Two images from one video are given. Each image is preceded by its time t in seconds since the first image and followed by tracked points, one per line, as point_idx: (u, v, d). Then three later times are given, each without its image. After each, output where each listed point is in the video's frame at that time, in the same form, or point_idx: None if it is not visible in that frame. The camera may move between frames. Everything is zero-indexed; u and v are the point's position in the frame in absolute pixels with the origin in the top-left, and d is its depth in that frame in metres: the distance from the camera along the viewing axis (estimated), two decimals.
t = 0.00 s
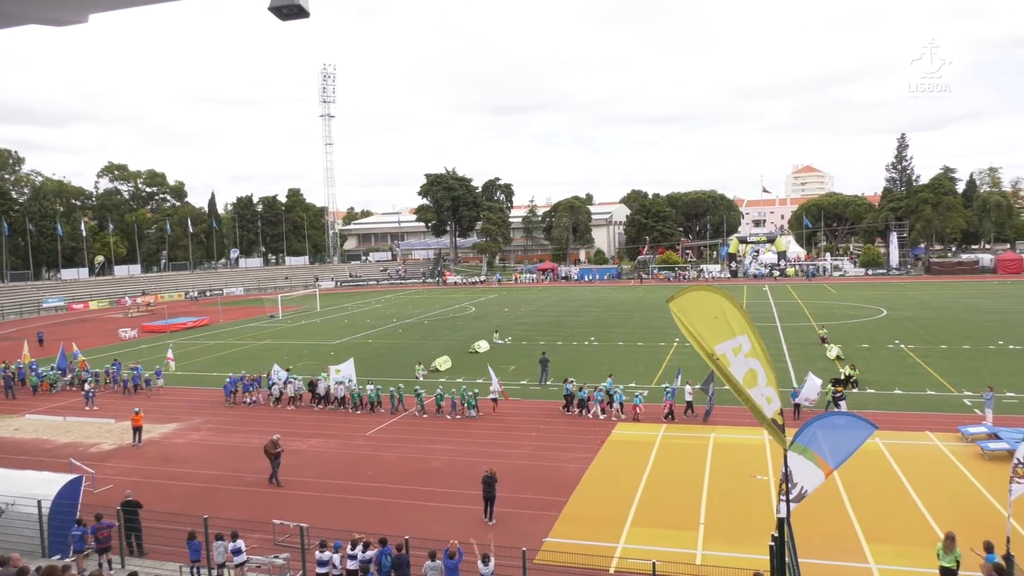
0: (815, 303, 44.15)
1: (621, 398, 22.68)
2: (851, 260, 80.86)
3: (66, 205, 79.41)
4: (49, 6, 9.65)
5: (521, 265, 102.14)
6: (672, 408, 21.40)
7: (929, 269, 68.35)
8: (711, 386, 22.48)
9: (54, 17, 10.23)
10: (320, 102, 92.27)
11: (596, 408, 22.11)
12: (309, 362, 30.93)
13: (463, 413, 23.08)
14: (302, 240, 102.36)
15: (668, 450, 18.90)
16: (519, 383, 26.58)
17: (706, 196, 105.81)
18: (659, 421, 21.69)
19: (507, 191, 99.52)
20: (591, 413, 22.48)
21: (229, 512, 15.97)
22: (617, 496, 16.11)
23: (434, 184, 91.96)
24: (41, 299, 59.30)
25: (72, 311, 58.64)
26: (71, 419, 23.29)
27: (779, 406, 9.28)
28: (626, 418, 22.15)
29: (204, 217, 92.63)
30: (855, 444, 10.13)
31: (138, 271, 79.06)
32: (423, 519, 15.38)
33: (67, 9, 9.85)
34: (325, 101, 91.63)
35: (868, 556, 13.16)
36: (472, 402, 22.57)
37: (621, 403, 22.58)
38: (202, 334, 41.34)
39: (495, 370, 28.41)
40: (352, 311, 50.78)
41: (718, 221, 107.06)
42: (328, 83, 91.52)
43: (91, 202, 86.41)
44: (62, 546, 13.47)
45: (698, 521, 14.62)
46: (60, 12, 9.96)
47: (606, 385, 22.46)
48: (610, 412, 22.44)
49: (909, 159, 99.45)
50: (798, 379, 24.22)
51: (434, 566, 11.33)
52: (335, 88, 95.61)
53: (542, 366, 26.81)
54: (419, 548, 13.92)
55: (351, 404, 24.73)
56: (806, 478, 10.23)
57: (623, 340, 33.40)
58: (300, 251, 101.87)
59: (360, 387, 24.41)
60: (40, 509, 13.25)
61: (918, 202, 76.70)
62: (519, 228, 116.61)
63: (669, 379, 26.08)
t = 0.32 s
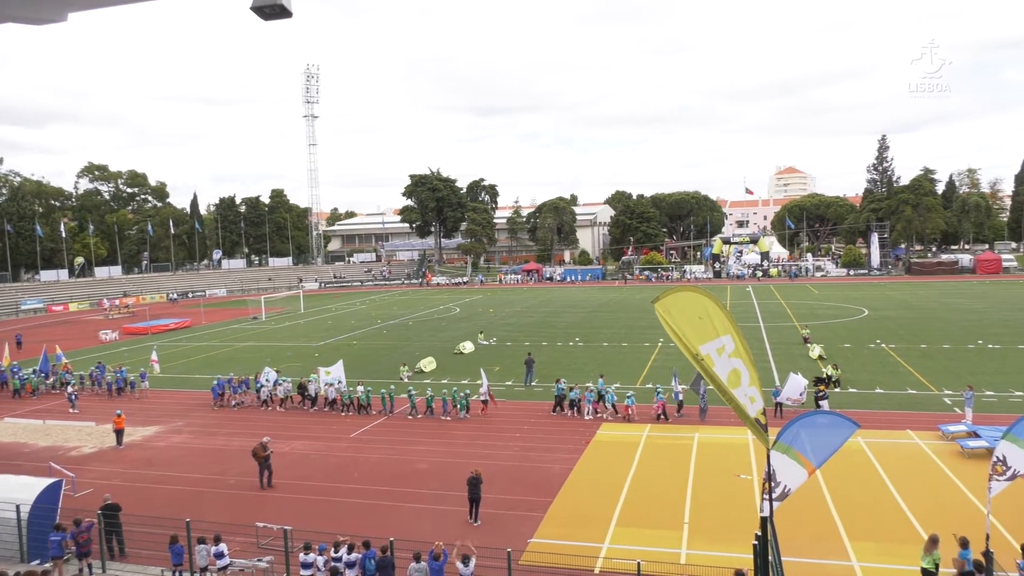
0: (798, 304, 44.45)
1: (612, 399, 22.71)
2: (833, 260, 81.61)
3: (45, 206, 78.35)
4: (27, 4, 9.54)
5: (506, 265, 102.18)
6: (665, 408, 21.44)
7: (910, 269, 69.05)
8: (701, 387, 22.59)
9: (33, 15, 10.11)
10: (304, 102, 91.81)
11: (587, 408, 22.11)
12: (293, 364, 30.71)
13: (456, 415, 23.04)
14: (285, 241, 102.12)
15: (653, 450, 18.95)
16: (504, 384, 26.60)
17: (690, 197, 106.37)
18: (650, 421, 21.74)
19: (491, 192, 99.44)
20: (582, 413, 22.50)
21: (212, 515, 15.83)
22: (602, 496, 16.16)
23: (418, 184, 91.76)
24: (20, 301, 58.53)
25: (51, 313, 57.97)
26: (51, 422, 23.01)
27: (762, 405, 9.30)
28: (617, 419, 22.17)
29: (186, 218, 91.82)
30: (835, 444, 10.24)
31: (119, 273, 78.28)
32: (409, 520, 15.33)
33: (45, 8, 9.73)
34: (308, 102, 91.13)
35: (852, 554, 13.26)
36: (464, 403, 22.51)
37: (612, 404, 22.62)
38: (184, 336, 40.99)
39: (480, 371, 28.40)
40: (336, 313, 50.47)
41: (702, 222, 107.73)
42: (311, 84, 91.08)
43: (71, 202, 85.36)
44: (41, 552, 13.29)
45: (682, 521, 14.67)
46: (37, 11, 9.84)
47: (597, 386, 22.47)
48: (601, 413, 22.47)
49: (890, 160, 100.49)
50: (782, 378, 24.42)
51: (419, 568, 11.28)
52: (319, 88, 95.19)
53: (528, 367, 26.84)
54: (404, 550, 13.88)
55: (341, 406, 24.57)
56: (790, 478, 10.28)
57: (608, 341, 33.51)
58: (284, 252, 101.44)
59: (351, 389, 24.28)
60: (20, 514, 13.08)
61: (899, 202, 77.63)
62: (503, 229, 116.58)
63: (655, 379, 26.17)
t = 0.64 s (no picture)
0: (783, 305, 44.78)
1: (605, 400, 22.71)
2: (816, 261, 82.39)
3: (24, 206, 77.41)
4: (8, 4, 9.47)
5: (491, 266, 102.18)
6: (657, 410, 21.48)
7: (892, 271, 69.80)
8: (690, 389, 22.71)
9: (14, 14, 10.02)
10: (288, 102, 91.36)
11: (579, 410, 22.06)
12: (277, 366, 30.48)
13: (448, 416, 23.01)
14: (269, 243, 101.50)
15: (637, 451, 19.01)
16: (489, 386, 26.55)
17: (674, 199, 106.95)
18: (641, 422, 21.78)
19: (477, 194, 99.37)
20: (574, 414, 22.48)
21: (195, 519, 15.68)
22: (587, 496, 16.21)
23: (403, 186, 91.55)
24: None
25: (31, 315, 57.30)
26: (31, 426, 22.72)
27: (746, 407, 9.36)
28: (610, 421, 22.16)
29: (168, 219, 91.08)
30: (817, 444, 10.36)
31: (100, 275, 77.45)
32: (394, 523, 15.27)
33: (26, 7, 9.64)
34: (292, 103, 90.72)
35: (835, 553, 13.35)
36: (456, 405, 22.44)
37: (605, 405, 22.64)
38: (166, 338, 40.65)
39: (465, 373, 28.39)
40: (320, 314, 50.24)
41: (686, 223, 108.36)
42: (295, 85, 90.65)
43: (51, 203, 84.34)
44: (19, 557, 13.12)
45: (667, 522, 14.72)
46: (18, 11, 9.76)
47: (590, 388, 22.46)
48: (593, 414, 22.47)
49: (872, 163, 101.57)
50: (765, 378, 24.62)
51: (403, 572, 11.23)
52: (303, 89, 94.77)
53: (512, 369, 26.86)
54: (388, 553, 13.83)
55: (332, 409, 24.42)
56: (773, 477, 10.38)
57: (593, 342, 33.63)
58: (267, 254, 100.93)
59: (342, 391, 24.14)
60: None
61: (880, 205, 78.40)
62: (488, 230, 116.55)
63: (639, 380, 26.26)
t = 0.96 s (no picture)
0: (764, 306, 45.11)
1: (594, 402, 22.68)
2: (796, 263, 83.16)
3: None
4: None
5: (474, 269, 102.18)
6: (646, 411, 21.53)
7: (871, 272, 70.62)
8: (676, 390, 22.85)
9: None
10: (269, 103, 90.77)
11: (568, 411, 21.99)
12: (259, 369, 30.21)
13: (436, 418, 22.93)
14: (250, 245, 100.75)
15: (619, 452, 19.06)
16: (470, 388, 26.50)
17: (656, 201, 107.58)
18: (630, 424, 21.80)
19: (459, 196, 99.27)
20: (563, 417, 22.44)
21: (175, 523, 15.51)
22: (570, 498, 16.23)
23: (386, 187, 91.22)
24: None
25: (6, 318, 56.45)
26: (6, 431, 22.37)
27: (728, 408, 9.38)
28: (599, 422, 22.14)
29: (148, 221, 90.14)
30: (799, 443, 10.40)
31: (77, 277, 76.55)
32: (376, 526, 15.21)
33: None
34: (274, 103, 90.10)
35: (815, 552, 13.45)
36: (444, 407, 22.37)
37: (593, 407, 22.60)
38: (145, 341, 40.24)
39: (447, 375, 28.35)
40: (302, 317, 49.95)
41: (669, 225, 109.04)
42: (276, 86, 90.12)
43: (27, 204, 83.19)
44: None
45: (650, 523, 14.76)
46: None
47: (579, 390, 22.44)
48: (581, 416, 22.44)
49: (851, 166, 102.70)
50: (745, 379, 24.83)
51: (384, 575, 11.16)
52: (284, 89, 94.24)
53: (493, 371, 26.85)
54: (370, 556, 13.75)
55: (319, 412, 24.27)
56: (754, 477, 10.45)
57: (575, 344, 33.70)
58: (249, 256, 100.22)
59: (329, 395, 23.99)
60: None
61: (859, 207, 79.22)
62: (471, 232, 116.44)
63: (621, 382, 26.35)
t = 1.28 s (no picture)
0: (745, 309, 45.50)
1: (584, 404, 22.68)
2: (776, 266, 83.99)
3: None
4: None
5: (457, 271, 102.09)
6: (636, 413, 21.58)
7: (850, 275, 71.39)
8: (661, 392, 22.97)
9: None
10: (249, 105, 90.04)
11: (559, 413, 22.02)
12: (240, 373, 29.94)
13: (425, 421, 22.86)
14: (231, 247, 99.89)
15: (601, 454, 19.11)
16: (451, 390, 26.41)
17: (638, 204, 108.14)
18: (621, 426, 21.83)
19: (442, 198, 99.14)
20: (553, 419, 22.43)
21: (154, 529, 15.32)
22: (553, 500, 16.24)
23: (367, 189, 90.70)
24: None
25: None
26: None
27: (709, 410, 9.36)
28: (589, 424, 22.12)
29: (126, 223, 89.11)
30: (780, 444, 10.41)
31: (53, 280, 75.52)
32: (358, 530, 15.13)
33: None
34: (254, 105, 89.42)
35: (795, 553, 13.55)
36: (433, 410, 22.28)
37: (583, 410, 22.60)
38: (122, 344, 39.72)
39: (429, 378, 28.29)
40: (282, 320, 49.60)
41: (651, 228, 109.60)
42: (257, 87, 89.42)
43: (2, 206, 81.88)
44: None
45: (633, 524, 14.79)
46: None
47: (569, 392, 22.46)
48: (571, 419, 22.43)
49: (830, 169, 103.88)
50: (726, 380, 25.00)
51: None
52: (265, 91, 93.56)
53: (475, 373, 26.78)
54: (352, 560, 13.67)
55: (307, 415, 24.11)
56: (736, 479, 10.52)
57: (557, 346, 33.78)
58: (229, 258, 99.31)
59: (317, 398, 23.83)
60: None
61: (839, 210, 80.08)
62: (454, 234, 116.33)
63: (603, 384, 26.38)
